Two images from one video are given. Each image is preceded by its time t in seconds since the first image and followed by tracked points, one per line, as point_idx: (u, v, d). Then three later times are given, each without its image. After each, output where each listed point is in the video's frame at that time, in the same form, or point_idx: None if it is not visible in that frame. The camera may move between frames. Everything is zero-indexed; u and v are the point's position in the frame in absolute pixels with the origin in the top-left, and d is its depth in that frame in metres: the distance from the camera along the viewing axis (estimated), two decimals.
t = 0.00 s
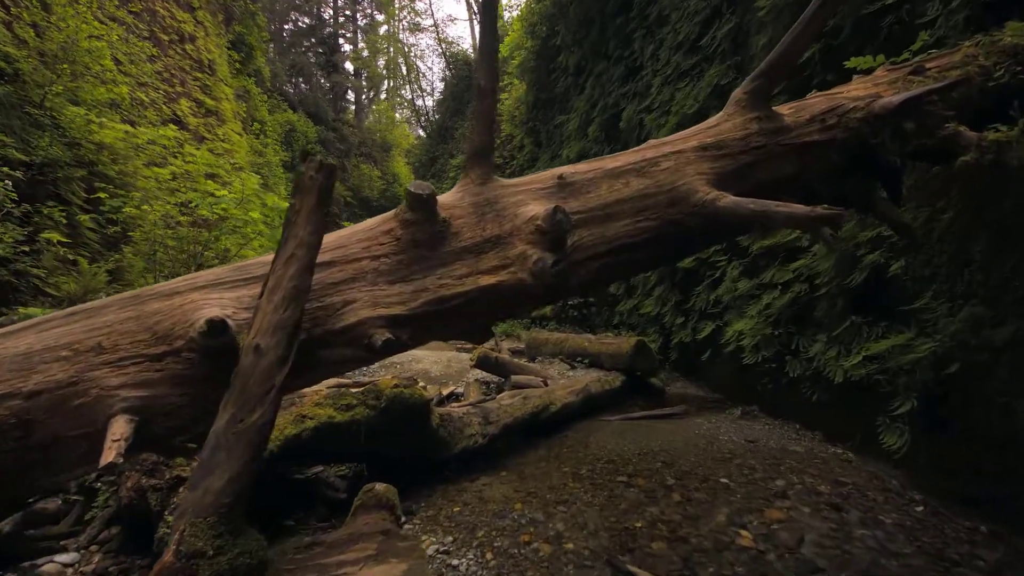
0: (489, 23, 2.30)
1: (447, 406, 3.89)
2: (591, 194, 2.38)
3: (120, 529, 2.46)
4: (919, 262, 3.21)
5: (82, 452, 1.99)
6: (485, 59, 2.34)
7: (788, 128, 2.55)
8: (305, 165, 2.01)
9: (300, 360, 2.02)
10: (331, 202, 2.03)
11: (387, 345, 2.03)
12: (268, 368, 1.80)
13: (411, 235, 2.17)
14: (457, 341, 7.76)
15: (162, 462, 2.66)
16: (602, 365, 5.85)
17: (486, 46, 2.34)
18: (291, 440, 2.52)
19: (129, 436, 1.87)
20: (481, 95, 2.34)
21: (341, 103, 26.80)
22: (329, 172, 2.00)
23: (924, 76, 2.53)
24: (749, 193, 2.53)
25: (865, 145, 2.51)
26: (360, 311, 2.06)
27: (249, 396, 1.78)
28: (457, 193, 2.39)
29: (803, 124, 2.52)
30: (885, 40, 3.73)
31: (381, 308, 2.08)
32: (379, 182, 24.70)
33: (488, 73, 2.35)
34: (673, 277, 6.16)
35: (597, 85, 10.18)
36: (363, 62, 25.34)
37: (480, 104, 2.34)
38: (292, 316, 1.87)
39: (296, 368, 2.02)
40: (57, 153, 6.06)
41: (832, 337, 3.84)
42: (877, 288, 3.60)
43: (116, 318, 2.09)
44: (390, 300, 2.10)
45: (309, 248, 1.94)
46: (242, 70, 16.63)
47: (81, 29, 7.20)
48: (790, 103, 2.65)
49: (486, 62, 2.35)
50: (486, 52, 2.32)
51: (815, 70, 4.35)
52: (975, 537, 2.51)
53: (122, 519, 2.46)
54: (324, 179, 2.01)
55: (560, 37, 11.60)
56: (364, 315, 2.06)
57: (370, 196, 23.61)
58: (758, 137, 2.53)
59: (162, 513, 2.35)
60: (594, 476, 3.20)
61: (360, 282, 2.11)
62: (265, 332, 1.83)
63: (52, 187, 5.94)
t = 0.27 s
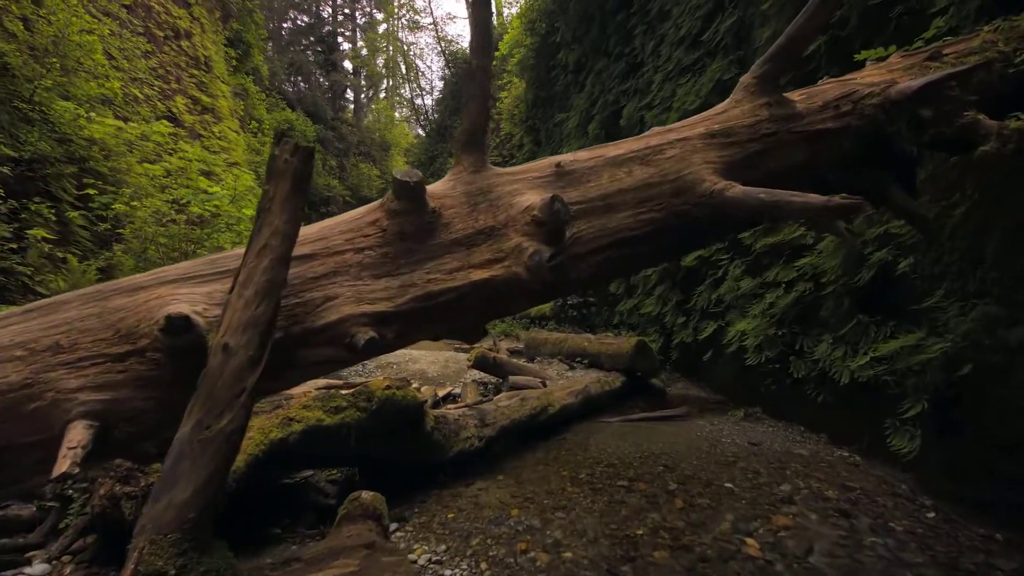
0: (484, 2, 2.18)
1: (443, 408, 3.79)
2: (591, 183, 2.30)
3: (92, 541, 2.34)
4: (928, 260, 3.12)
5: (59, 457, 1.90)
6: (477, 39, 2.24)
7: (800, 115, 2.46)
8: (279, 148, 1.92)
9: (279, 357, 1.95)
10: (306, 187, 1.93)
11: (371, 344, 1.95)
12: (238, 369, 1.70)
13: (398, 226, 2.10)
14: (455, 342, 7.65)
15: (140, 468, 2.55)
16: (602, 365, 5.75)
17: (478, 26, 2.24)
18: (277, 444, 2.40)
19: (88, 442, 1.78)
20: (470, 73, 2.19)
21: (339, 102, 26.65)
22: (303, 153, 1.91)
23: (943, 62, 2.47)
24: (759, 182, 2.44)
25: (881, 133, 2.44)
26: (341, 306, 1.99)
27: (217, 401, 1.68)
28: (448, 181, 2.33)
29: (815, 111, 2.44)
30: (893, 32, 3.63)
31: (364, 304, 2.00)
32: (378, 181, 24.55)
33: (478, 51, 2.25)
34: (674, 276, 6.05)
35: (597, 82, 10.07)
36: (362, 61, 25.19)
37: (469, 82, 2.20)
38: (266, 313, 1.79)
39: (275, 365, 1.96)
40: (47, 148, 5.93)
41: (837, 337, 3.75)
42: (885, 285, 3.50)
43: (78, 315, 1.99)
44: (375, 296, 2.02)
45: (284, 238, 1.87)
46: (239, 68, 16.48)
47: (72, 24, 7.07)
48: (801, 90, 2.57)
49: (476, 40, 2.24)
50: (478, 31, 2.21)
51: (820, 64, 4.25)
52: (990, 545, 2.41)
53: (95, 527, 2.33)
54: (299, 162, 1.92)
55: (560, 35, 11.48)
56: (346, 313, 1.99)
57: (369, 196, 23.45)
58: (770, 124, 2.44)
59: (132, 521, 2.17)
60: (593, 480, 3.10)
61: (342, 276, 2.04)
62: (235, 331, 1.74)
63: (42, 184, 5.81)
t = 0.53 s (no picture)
0: None
1: (439, 410, 3.69)
2: (591, 174, 2.25)
3: (71, 545, 2.25)
4: (938, 257, 3.03)
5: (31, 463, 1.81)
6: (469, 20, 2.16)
7: (813, 103, 2.44)
8: (249, 132, 1.78)
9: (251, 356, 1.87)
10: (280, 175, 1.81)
11: (351, 347, 1.86)
12: (204, 374, 1.60)
13: (383, 220, 2.03)
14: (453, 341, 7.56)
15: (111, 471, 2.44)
16: (602, 365, 5.65)
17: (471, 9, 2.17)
18: (262, 450, 2.31)
19: (39, 453, 1.77)
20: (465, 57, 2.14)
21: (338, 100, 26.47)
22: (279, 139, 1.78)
23: (962, 47, 2.38)
24: (769, 173, 2.39)
25: (899, 120, 2.36)
26: (320, 304, 1.92)
27: (180, 408, 1.57)
28: (437, 172, 2.25)
29: (829, 98, 2.42)
30: (902, 23, 3.53)
31: (345, 304, 1.93)
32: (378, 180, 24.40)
33: (469, 33, 2.15)
34: (676, 274, 5.95)
35: (597, 78, 9.94)
36: (361, 59, 25.02)
37: (463, 68, 2.16)
38: (233, 315, 1.69)
39: (250, 365, 1.88)
40: (39, 144, 5.79)
41: (843, 337, 3.66)
42: (894, 283, 3.40)
43: (34, 315, 1.97)
44: (358, 295, 1.95)
45: (257, 232, 1.77)
46: (237, 66, 16.31)
47: (61, 17, 6.92)
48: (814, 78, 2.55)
49: (468, 25, 2.18)
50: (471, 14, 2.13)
51: (826, 56, 4.15)
52: (1008, 554, 2.32)
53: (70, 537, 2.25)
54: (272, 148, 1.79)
55: (559, 31, 11.34)
56: (325, 313, 1.91)
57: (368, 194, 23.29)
58: (781, 112, 2.41)
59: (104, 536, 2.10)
60: (593, 484, 3.01)
61: (321, 273, 1.97)
62: (200, 333, 1.64)
63: (33, 180, 5.64)
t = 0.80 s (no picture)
0: None
1: (434, 411, 3.60)
2: (592, 162, 2.19)
3: (49, 531, 2.25)
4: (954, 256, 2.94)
5: None
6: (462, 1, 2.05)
7: (830, 87, 2.36)
8: (216, 111, 1.69)
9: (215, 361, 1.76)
10: (250, 158, 1.73)
11: (331, 346, 1.77)
12: (164, 377, 1.48)
13: (368, 210, 1.95)
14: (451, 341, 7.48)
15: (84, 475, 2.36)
16: (602, 365, 5.56)
17: None
18: (247, 454, 2.21)
19: None
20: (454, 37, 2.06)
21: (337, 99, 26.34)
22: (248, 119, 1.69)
23: (983, 32, 2.28)
24: (783, 161, 2.33)
25: (920, 106, 2.25)
26: (299, 301, 1.84)
27: (137, 416, 1.44)
28: (428, 159, 2.18)
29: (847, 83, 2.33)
30: (910, 13, 3.43)
31: (326, 300, 1.85)
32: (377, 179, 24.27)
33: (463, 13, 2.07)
34: (676, 272, 5.85)
35: (597, 75, 9.83)
36: (360, 57, 24.89)
37: (453, 48, 2.07)
38: (197, 316, 1.57)
39: (217, 372, 1.78)
40: (30, 141, 5.68)
41: (850, 338, 3.56)
42: (902, 282, 3.31)
43: None
44: (339, 291, 1.87)
45: (224, 221, 1.67)
46: (235, 64, 16.18)
47: (52, 10, 6.78)
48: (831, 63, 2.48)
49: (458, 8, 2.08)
50: None
51: (832, 49, 4.05)
52: None
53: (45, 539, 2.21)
54: (241, 129, 1.70)
55: (558, 27, 11.23)
56: (304, 311, 1.82)
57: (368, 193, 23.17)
58: (795, 97, 2.35)
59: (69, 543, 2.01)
60: (593, 489, 2.91)
61: (300, 267, 1.89)
62: (161, 333, 1.53)
63: (25, 177, 5.53)
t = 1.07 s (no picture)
0: None
1: (430, 413, 3.51)
2: (597, 146, 2.16)
3: None
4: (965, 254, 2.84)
5: None
6: None
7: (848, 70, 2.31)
8: (179, 83, 1.56)
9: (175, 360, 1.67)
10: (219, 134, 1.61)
11: (309, 346, 1.68)
12: (116, 381, 1.38)
13: (351, 197, 1.91)
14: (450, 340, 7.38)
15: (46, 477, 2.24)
16: (601, 365, 5.47)
17: None
18: (232, 459, 2.10)
19: None
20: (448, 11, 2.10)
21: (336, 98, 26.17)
22: (213, 92, 1.55)
23: (1007, 15, 2.19)
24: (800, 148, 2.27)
25: (944, 90, 2.20)
26: (275, 296, 1.75)
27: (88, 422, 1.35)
28: (420, 144, 2.15)
29: (866, 66, 2.29)
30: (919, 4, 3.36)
31: (304, 295, 1.77)
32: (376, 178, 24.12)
33: None
34: (676, 270, 5.76)
35: (597, 73, 9.75)
36: (359, 56, 24.75)
37: (447, 23, 2.11)
38: (156, 312, 1.47)
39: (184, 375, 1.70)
40: (20, 135, 5.48)
41: (857, 338, 3.47)
42: (911, 280, 3.22)
43: None
44: (320, 284, 1.80)
45: (188, 203, 1.55)
46: (233, 62, 16.01)
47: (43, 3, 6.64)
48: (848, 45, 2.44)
49: None
50: None
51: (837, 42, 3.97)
52: None
53: None
54: (207, 104, 1.57)
55: (558, 25, 11.13)
56: (280, 307, 1.73)
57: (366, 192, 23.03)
58: (812, 80, 2.30)
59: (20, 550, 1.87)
60: (594, 493, 2.82)
61: (276, 259, 1.82)
62: (116, 330, 1.43)
63: (15, 173, 5.33)
